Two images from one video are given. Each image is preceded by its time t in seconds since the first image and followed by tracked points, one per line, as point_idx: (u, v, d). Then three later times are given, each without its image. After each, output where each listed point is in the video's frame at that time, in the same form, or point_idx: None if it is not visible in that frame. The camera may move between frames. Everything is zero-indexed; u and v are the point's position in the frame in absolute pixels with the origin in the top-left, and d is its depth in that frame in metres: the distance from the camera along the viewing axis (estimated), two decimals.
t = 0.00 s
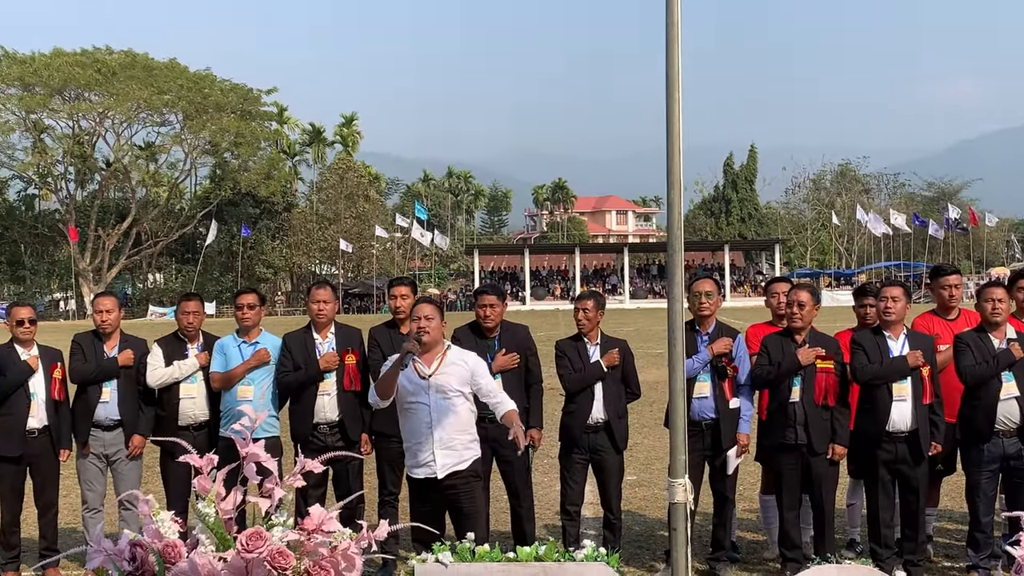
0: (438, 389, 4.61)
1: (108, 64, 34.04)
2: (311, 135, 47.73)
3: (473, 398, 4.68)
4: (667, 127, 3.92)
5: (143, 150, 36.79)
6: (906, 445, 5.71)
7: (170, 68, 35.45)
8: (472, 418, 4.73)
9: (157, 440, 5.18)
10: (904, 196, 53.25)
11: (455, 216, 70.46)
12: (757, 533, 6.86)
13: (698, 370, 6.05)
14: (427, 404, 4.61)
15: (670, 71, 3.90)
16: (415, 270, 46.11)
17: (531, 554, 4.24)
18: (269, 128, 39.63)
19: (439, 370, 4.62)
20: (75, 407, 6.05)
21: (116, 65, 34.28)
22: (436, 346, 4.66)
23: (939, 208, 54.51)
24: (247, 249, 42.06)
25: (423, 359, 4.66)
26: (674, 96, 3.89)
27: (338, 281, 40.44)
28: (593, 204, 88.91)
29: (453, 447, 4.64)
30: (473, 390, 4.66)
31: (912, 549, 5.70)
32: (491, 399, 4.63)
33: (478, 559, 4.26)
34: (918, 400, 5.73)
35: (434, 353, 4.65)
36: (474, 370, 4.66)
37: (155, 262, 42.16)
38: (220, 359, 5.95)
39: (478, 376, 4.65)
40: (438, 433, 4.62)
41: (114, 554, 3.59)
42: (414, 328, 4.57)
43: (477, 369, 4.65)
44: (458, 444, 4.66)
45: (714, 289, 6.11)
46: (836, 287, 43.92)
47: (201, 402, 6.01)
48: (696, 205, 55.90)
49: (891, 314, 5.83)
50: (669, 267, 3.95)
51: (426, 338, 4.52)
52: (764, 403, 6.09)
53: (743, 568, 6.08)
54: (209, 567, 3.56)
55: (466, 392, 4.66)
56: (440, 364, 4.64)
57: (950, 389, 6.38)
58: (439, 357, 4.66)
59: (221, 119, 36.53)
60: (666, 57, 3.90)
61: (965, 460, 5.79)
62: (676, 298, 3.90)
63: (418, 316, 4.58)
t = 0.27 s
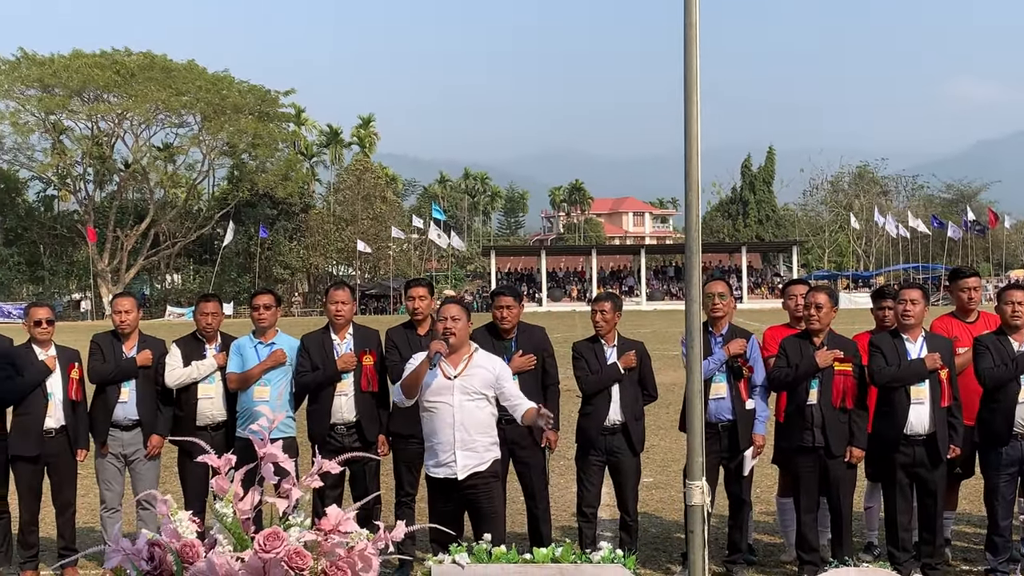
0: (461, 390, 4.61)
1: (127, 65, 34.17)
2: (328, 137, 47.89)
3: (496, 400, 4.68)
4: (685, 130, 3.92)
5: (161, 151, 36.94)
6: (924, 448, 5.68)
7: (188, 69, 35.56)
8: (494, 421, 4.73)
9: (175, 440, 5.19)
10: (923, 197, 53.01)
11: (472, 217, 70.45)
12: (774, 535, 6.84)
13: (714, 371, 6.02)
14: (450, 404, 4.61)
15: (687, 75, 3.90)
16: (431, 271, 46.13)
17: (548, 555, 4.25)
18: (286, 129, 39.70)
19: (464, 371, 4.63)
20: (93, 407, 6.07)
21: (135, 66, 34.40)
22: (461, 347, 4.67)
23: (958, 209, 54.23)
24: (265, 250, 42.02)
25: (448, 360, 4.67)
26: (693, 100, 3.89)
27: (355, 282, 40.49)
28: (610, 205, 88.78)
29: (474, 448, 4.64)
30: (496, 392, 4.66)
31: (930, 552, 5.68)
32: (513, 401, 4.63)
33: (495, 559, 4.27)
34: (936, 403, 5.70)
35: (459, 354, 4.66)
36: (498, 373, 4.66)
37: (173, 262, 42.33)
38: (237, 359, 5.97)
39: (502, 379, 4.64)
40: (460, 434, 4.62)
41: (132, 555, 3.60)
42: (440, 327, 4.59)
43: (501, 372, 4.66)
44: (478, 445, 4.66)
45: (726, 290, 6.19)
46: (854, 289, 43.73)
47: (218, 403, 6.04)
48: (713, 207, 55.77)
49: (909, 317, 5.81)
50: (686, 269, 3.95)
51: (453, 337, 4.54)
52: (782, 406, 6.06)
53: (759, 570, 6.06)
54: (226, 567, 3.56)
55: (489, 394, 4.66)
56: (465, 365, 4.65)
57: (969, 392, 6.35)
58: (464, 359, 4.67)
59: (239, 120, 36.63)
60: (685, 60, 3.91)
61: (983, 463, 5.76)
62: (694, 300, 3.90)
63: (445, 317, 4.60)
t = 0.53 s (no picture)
0: (480, 392, 4.62)
1: (140, 67, 34.32)
2: (340, 139, 47.99)
3: (515, 404, 4.70)
4: (696, 133, 3.92)
5: (174, 153, 37.06)
6: (936, 454, 5.67)
7: (201, 72, 35.67)
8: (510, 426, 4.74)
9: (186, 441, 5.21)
10: (935, 202, 52.89)
11: (483, 220, 70.53)
12: (784, 540, 6.83)
13: (723, 375, 6.01)
14: (469, 406, 4.62)
15: (699, 78, 3.91)
16: (443, 274, 46.18)
17: (559, 559, 4.25)
18: (299, 131, 39.78)
19: (485, 374, 4.65)
20: (105, 408, 6.09)
21: (148, 68, 34.53)
22: (483, 351, 4.68)
23: (971, 214, 54.05)
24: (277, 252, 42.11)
25: (468, 363, 4.69)
26: (704, 105, 3.90)
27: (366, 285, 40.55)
28: (622, 208, 88.78)
29: (491, 450, 4.65)
30: (516, 397, 4.68)
31: (942, 558, 5.67)
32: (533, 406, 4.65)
33: (506, 563, 4.27)
34: (948, 408, 5.69)
35: (480, 357, 4.68)
36: (517, 378, 4.68)
37: (185, 264, 42.51)
38: (248, 361, 5.99)
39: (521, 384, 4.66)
40: (479, 435, 4.63)
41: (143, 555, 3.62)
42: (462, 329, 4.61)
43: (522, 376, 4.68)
44: (495, 449, 4.66)
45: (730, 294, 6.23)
46: (866, 293, 43.65)
47: (230, 404, 6.05)
48: (725, 210, 55.72)
49: (921, 322, 5.79)
50: (697, 274, 3.95)
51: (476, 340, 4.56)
52: (793, 410, 6.04)
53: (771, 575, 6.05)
54: (236, 568, 3.57)
55: (508, 397, 4.68)
56: (486, 368, 4.67)
57: (980, 398, 6.33)
58: (485, 362, 4.69)
59: (251, 123, 36.71)
60: (696, 64, 3.91)
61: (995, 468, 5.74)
62: (705, 304, 3.90)
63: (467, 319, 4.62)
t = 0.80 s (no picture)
0: (495, 393, 4.62)
1: (150, 68, 34.41)
2: (348, 141, 48.05)
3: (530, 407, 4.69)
4: (707, 135, 3.91)
5: (183, 154, 37.12)
6: (944, 458, 5.66)
7: (210, 73, 35.71)
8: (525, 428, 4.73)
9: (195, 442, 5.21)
10: (944, 205, 52.80)
11: (491, 222, 70.55)
12: (792, 543, 6.82)
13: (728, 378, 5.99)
14: (483, 407, 4.62)
15: (709, 80, 3.90)
16: (451, 276, 46.21)
17: (567, 561, 4.25)
18: (307, 133, 39.82)
19: (499, 376, 4.64)
20: (113, 408, 6.10)
21: (157, 70, 34.62)
22: (500, 353, 4.68)
23: (980, 217, 53.91)
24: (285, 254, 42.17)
25: (483, 365, 4.69)
26: (714, 107, 3.89)
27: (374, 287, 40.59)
28: (630, 210, 88.77)
29: (505, 452, 4.65)
30: (531, 399, 4.67)
31: (950, 561, 5.65)
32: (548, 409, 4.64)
33: (514, 565, 4.27)
34: (957, 412, 5.67)
35: (496, 359, 4.68)
36: (533, 380, 4.68)
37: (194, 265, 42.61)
38: (257, 362, 6.00)
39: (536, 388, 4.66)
40: (494, 436, 4.63)
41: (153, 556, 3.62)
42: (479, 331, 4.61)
43: (537, 378, 4.68)
44: (509, 451, 4.66)
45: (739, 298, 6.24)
46: (874, 296, 43.59)
47: (239, 405, 6.06)
48: (733, 213, 55.68)
49: (930, 325, 5.78)
50: (706, 276, 3.94)
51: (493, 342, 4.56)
52: (802, 413, 6.03)
53: None
54: (246, 568, 3.57)
55: (522, 400, 4.67)
56: (502, 370, 4.67)
57: (988, 402, 6.31)
58: (501, 364, 4.68)
59: (260, 124, 36.76)
60: (706, 66, 3.90)
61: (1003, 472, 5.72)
62: (713, 308, 3.90)
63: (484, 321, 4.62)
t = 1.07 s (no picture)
0: (508, 392, 4.64)
1: (158, 67, 34.49)
2: (356, 140, 48.10)
3: (543, 407, 4.70)
4: (716, 132, 3.90)
5: (191, 153, 37.17)
6: (952, 458, 5.66)
7: (219, 72, 35.80)
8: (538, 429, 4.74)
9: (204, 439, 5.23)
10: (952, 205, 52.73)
11: (498, 221, 70.59)
12: (799, 542, 6.83)
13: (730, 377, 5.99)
14: (496, 406, 4.64)
15: (717, 78, 3.88)
16: (459, 275, 46.27)
17: (575, 560, 4.26)
18: (315, 132, 39.87)
19: (513, 375, 4.66)
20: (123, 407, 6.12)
21: (165, 69, 34.69)
22: (514, 352, 4.70)
23: (988, 217, 53.82)
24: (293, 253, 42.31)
25: (497, 364, 4.71)
26: (722, 105, 3.87)
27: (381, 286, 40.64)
28: (637, 209, 88.79)
29: (516, 451, 4.66)
30: (545, 398, 4.68)
31: (958, 561, 5.65)
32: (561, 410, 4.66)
33: (523, 564, 4.27)
34: (965, 411, 5.67)
35: (511, 358, 4.69)
36: (547, 380, 4.69)
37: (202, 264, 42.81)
38: (266, 360, 6.01)
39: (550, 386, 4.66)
40: (506, 435, 4.64)
41: (163, 553, 3.63)
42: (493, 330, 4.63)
43: (551, 378, 4.69)
44: (521, 450, 4.67)
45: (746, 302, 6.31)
46: (881, 296, 43.55)
47: (248, 403, 6.09)
48: (741, 213, 55.66)
49: (938, 325, 5.77)
50: (715, 275, 3.93)
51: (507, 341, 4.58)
52: (809, 413, 6.03)
53: None
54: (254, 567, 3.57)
55: (536, 400, 4.69)
56: (516, 369, 4.68)
57: (995, 401, 6.31)
58: (515, 363, 4.70)
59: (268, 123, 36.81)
60: (715, 63, 3.88)
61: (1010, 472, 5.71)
62: (722, 308, 3.89)
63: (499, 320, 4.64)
